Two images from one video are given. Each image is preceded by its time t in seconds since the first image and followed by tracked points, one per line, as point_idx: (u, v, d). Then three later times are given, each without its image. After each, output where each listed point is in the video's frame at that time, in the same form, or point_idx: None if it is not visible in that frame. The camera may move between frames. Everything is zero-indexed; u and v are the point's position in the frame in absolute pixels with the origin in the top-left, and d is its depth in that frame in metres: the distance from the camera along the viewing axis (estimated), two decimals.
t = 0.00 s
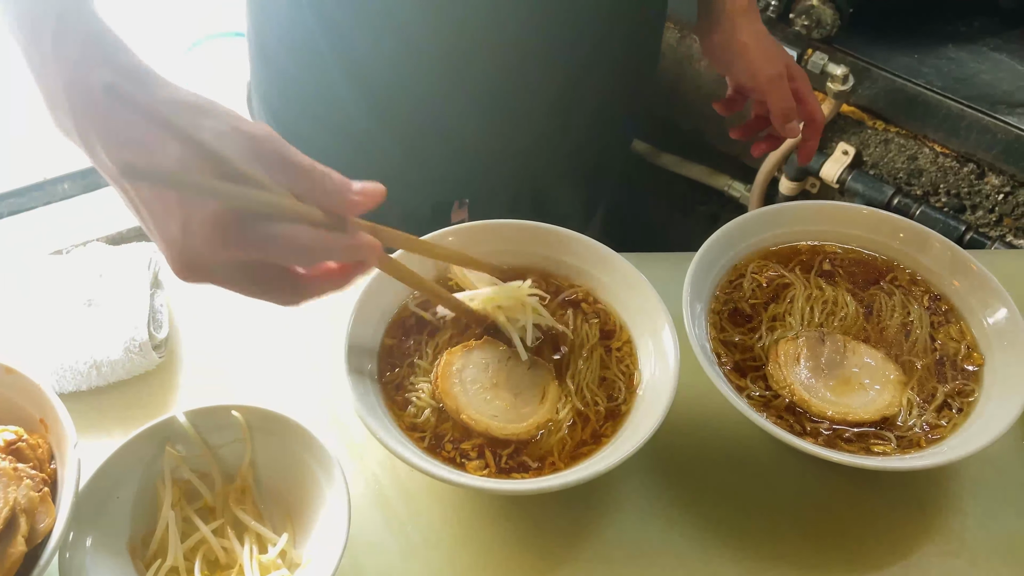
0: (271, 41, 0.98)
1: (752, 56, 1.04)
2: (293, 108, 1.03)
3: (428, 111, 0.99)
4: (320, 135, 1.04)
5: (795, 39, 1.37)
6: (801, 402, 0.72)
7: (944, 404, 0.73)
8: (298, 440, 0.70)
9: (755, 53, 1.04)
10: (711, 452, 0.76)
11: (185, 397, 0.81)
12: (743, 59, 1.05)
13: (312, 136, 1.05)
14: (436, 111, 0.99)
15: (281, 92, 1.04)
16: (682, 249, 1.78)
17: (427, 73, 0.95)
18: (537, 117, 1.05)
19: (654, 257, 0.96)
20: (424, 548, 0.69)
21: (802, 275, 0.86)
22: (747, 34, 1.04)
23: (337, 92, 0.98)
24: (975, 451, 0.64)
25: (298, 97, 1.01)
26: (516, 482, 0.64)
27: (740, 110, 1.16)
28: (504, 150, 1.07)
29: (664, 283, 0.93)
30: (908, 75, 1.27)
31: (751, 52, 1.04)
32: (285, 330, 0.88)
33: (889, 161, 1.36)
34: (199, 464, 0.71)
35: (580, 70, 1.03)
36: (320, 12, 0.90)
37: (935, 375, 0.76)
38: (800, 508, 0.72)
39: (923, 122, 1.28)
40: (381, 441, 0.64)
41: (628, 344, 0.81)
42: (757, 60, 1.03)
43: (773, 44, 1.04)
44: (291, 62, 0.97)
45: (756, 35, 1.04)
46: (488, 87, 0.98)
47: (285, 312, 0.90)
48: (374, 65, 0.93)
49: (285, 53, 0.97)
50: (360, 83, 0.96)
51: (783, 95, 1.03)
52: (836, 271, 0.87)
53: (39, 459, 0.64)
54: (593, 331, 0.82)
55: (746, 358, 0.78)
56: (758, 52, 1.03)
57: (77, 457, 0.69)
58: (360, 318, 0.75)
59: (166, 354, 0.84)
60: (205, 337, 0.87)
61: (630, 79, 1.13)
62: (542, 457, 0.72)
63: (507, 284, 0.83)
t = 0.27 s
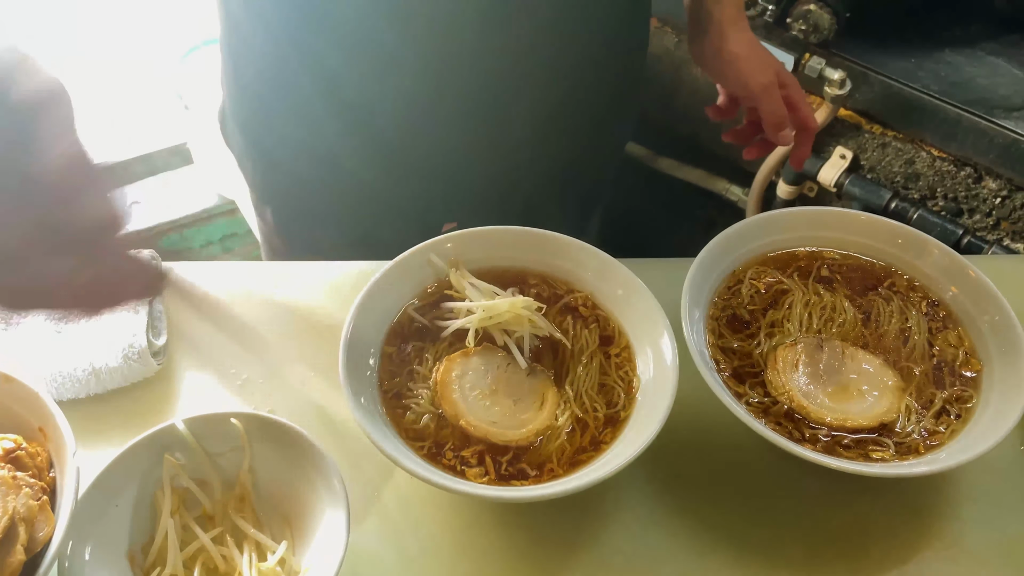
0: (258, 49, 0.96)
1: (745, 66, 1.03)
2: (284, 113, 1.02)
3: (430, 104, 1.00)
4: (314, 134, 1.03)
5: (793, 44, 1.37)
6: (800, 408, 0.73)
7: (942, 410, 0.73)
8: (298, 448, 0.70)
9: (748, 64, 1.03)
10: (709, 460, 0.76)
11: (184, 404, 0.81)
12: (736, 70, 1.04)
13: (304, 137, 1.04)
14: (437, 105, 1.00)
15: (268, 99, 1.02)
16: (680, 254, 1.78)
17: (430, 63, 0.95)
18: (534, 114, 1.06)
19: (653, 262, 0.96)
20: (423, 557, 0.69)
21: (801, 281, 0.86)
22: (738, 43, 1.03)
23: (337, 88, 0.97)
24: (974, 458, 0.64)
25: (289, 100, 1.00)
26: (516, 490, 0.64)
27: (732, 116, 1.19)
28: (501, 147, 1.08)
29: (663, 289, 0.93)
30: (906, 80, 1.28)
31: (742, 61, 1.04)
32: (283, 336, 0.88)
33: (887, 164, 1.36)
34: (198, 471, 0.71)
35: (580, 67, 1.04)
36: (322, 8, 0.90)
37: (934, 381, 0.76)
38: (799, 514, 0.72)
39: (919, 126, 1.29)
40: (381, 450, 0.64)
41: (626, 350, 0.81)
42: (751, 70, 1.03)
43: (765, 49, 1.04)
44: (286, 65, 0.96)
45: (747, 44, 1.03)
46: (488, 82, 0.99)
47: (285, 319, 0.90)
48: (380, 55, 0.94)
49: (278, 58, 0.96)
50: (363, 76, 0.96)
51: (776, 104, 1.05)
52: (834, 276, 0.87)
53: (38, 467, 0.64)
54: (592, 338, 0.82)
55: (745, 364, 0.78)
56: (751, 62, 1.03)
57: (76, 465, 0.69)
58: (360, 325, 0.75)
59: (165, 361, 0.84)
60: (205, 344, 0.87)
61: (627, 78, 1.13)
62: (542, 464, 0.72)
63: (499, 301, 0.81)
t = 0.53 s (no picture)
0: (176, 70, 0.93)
1: (688, 77, 1.04)
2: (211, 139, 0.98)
3: (353, 129, 0.94)
4: (240, 159, 0.99)
5: (786, 49, 1.38)
6: (794, 415, 0.73)
7: (936, 416, 0.74)
8: (293, 457, 0.70)
9: (692, 74, 1.04)
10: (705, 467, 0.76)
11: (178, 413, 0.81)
12: (682, 81, 1.04)
13: (235, 164, 1.00)
14: (359, 130, 0.94)
15: (196, 127, 0.98)
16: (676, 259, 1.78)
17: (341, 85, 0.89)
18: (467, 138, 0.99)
19: (648, 268, 0.97)
20: (419, 564, 0.69)
21: (794, 288, 0.86)
22: (680, 52, 1.03)
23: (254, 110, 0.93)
24: (968, 465, 0.64)
25: (212, 125, 0.96)
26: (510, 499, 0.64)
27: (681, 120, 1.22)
28: (438, 171, 1.01)
29: (658, 294, 0.93)
30: (899, 84, 1.29)
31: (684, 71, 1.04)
32: (276, 345, 0.88)
33: (880, 169, 1.36)
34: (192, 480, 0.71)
35: (513, 89, 0.97)
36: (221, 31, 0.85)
37: (927, 388, 0.76)
38: (792, 521, 0.72)
39: (914, 130, 1.30)
40: (376, 459, 0.64)
41: (621, 357, 0.81)
42: (694, 79, 1.04)
43: (705, 51, 1.06)
44: (201, 90, 0.92)
45: (687, 53, 1.04)
46: (410, 102, 0.93)
47: (280, 327, 0.90)
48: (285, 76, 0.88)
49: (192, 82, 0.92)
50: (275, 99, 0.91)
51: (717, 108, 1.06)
52: (828, 283, 0.87)
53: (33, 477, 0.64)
54: (587, 345, 0.82)
55: (739, 371, 0.78)
56: (691, 72, 1.04)
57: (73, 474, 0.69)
58: (354, 333, 0.75)
59: (160, 369, 0.84)
60: (199, 351, 0.87)
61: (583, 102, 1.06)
62: (536, 472, 0.72)
63: (494, 309, 0.81)
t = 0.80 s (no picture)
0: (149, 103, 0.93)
1: (661, 65, 0.98)
2: (189, 167, 0.98)
3: (331, 150, 0.93)
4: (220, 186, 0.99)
5: (780, 52, 1.38)
6: (788, 417, 0.73)
7: (930, 417, 0.74)
8: (288, 462, 0.70)
9: (664, 61, 0.99)
10: (701, 469, 0.76)
11: (169, 421, 0.80)
12: (653, 68, 0.99)
13: (215, 190, 1.00)
14: (335, 151, 0.93)
15: (165, 146, 0.97)
16: (671, 261, 1.79)
17: (314, 111, 0.88)
18: (445, 148, 0.99)
19: (643, 270, 0.97)
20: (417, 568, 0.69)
21: (788, 290, 0.86)
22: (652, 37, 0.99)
23: (230, 141, 0.92)
24: (962, 467, 0.64)
25: (189, 154, 0.96)
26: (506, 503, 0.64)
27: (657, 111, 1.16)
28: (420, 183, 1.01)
29: (652, 297, 0.94)
30: (891, 86, 1.29)
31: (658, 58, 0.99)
32: (269, 351, 0.88)
33: (874, 170, 1.37)
34: (187, 487, 0.71)
35: (485, 96, 0.96)
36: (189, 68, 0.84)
37: (921, 389, 0.77)
38: (788, 523, 0.72)
39: (907, 132, 1.30)
40: (371, 463, 0.64)
41: (616, 360, 0.81)
42: (667, 66, 0.99)
43: (683, 42, 1.03)
44: (177, 123, 0.92)
45: (658, 40, 0.99)
46: (385, 119, 0.92)
47: (274, 332, 0.90)
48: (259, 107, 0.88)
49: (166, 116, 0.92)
50: (252, 130, 0.90)
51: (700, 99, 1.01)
52: (821, 285, 0.87)
53: (26, 485, 0.64)
54: (582, 348, 0.83)
55: (734, 373, 0.78)
56: (663, 58, 0.98)
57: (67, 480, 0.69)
58: (349, 338, 0.75)
59: (154, 375, 0.84)
60: (194, 357, 0.87)
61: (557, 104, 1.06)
62: (532, 476, 0.72)
63: (489, 312, 0.82)
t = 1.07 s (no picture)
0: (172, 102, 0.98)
1: (679, 64, 1.00)
2: (211, 167, 1.02)
3: (343, 144, 0.97)
4: (252, 185, 1.03)
5: (780, 54, 1.38)
6: (792, 418, 0.73)
7: (934, 419, 0.74)
8: (292, 465, 0.70)
9: (683, 60, 0.99)
10: (705, 470, 0.76)
11: (170, 424, 0.80)
12: (670, 67, 1.00)
13: (236, 188, 1.04)
14: (363, 138, 0.97)
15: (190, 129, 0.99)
16: (672, 263, 1.79)
17: (328, 99, 0.93)
18: (455, 146, 1.02)
19: (646, 272, 0.97)
20: (421, 569, 0.69)
21: (791, 292, 0.86)
22: (672, 37, 1.00)
23: (248, 133, 0.97)
24: (965, 468, 0.64)
25: (210, 152, 1.00)
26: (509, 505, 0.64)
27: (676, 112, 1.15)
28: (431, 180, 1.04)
29: (655, 298, 0.94)
30: (891, 87, 1.29)
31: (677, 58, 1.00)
32: (275, 351, 0.88)
33: (875, 172, 1.38)
34: (191, 489, 0.71)
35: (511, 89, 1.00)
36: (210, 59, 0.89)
37: (924, 391, 0.77)
38: (790, 522, 0.73)
39: (908, 133, 1.30)
40: (377, 465, 0.64)
41: (619, 362, 0.81)
42: (686, 64, 0.99)
43: (700, 42, 1.04)
44: (198, 119, 0.97)
45: (678, 41, 1.00)
46: (396, 112, 0.96)
47: (278, 333, 0.90)
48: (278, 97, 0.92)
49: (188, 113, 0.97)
50: (271, 120, 0.95)
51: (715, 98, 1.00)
52: (825, 287, 0.88)
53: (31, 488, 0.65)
54: (585, 350, 0.83)
55: (737, 375, 0.78)
56: (683, 58, 1.00)
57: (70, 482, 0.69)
58: (352, 341, 0.75)
59: (157, 378, 0.84)
60: (196, 359, 0.87)
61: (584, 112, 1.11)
62: (536, 477, 0.72)
63: (492, 314, 0.81)
